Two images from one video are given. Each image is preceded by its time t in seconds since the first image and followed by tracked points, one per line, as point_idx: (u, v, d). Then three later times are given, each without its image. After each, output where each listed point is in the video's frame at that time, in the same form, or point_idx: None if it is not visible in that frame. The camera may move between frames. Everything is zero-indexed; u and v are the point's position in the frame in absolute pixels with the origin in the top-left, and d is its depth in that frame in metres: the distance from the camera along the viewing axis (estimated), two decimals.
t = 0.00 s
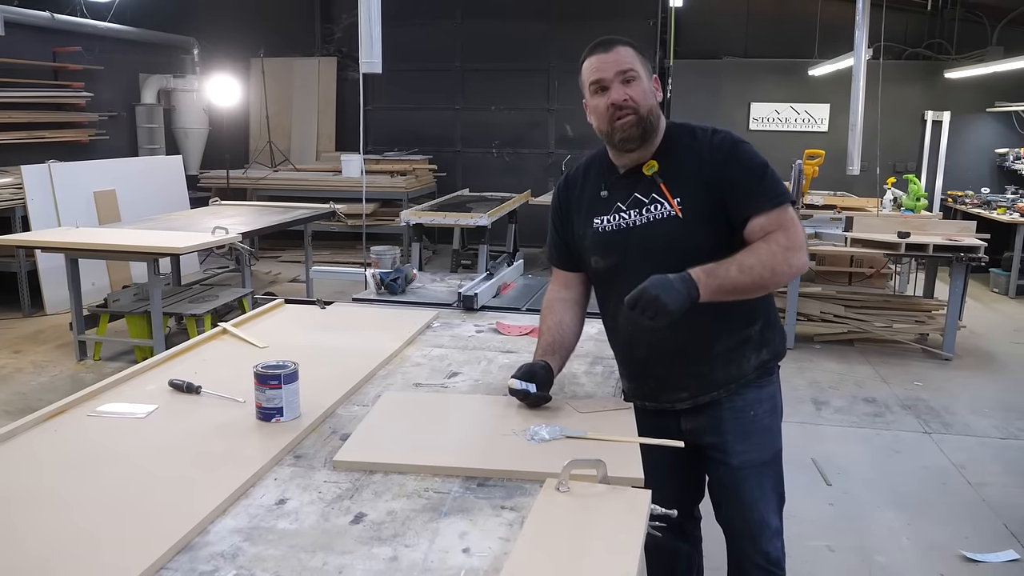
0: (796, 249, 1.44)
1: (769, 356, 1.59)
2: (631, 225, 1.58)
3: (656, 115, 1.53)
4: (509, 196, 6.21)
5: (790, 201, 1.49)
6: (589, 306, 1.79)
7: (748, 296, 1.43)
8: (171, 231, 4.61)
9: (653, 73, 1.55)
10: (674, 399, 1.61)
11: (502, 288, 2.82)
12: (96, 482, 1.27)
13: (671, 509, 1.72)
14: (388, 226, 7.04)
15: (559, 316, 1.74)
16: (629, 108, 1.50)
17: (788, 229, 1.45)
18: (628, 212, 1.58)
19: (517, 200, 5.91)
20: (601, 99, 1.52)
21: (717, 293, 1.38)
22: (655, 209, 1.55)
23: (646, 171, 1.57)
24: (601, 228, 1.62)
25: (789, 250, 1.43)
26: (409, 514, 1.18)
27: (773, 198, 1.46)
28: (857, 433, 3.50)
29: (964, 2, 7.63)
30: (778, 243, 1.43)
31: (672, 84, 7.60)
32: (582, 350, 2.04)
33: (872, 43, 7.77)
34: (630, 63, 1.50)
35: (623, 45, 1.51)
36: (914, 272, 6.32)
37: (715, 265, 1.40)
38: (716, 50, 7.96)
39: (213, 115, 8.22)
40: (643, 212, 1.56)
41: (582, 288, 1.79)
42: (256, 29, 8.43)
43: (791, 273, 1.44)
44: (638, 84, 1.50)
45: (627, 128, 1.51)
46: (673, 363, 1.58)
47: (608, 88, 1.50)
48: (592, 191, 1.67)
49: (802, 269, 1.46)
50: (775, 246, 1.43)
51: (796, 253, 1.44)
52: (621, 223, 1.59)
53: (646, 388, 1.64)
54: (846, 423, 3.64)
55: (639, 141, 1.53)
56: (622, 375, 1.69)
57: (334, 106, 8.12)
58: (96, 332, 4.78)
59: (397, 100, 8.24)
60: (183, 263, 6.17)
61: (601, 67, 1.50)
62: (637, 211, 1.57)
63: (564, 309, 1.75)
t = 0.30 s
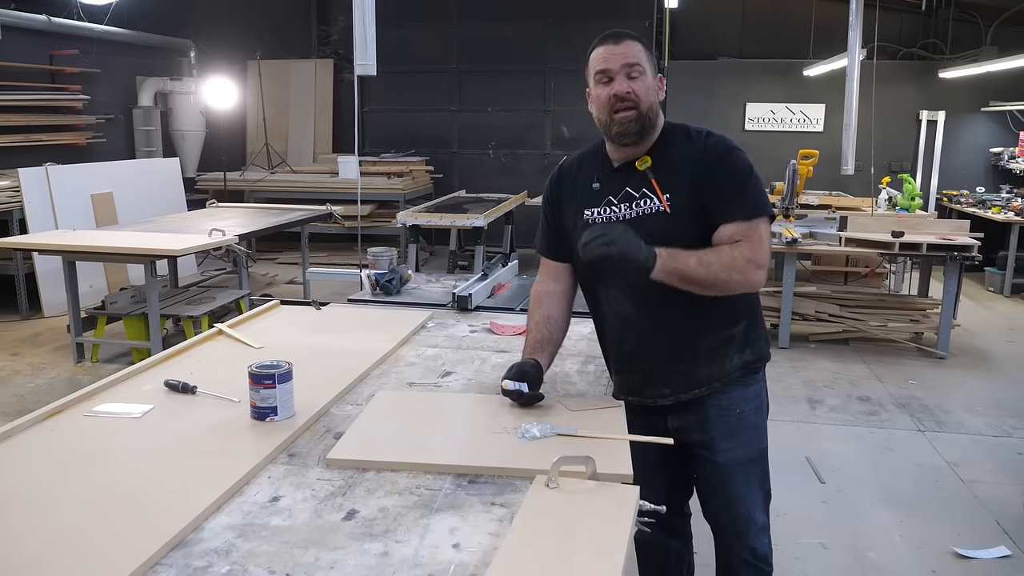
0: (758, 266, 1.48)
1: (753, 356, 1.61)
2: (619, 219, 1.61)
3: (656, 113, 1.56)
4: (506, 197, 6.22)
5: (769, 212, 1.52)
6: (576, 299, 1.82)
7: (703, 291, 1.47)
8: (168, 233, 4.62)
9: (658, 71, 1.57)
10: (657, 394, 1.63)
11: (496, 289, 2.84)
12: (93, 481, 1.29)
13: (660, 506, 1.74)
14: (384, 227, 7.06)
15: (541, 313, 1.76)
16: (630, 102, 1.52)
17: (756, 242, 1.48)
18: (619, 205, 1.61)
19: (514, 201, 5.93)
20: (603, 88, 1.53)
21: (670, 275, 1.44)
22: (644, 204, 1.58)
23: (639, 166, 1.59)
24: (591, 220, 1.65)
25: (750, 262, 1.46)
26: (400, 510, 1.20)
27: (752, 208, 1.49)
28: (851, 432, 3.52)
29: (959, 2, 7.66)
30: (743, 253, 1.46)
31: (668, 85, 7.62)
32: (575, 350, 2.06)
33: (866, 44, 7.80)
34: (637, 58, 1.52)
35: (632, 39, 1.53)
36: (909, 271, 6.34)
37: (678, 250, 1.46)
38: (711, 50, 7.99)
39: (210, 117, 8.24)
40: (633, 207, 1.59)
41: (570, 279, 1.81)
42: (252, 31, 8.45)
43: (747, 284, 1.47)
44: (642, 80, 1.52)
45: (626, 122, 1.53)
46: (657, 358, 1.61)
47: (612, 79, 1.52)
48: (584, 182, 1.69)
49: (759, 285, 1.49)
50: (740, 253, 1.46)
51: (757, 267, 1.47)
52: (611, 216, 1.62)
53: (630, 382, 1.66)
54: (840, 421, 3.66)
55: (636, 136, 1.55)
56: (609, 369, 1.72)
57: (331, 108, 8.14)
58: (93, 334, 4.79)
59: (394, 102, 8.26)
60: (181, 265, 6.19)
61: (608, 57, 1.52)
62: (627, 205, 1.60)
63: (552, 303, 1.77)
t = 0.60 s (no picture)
0: (754, 257, 1.50)
1: (738, 349, 1.64)
2: (601, 219, 1.64)
3: (636, 118, 1.58)
4: (502, 198, 6.24)
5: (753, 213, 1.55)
6: (562, 298, 1.84)
7: (706, 251, 1.46)
8: (164, 235, 4.63)
9: (638, 74, 1.58)
10: (643, 386, 1.67)
11: (490, 289, 2.86)
12: (86, 480, 1.30)
13: (650, 501, 1.76)
14: (381, 228, 7.08)
15: (524, 314, 1.78)
16: (611, 108, 1.54)
17: (755, 234, 1.52)
18: (599, 207, 1.64)
19: (510, 202, 5.95)
20: (584, 94, 1.55)
21: (691, 216, 1.43)
22: (623, 206, 1.61)
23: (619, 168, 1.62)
24: (572, 220, 1.67)
25: (752, 247, 1.49)
26: (389, 507, 1.22)
27: (736, 209, 1.52)
28: (845, 431, 3.54)
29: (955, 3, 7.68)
30: (748, 236, 1.49)
31: (664, 87, 7.64)
32: (567, 349, 2.08)
33: (862, 44, 7.82)
34: (618, 63, 1.53)
35: (613, 44, 1.54)
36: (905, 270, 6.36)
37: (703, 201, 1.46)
38: (708, 51, 8.00)
39: (208, 119, 8.26)
40: (612, 208, 1.62)
41: (555, 279, 1.83)
42: (249, 33, 8.47)
43: (742, 270, 1.49)
44: (622, 84, 1.54)
45: (606, 127, 1.55)
46: (642, 352, 1.65)
47: (592, 84, 1.54)
48: (564, 182, 1.71)
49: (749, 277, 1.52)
50: (747, 234, 1.49)
51: (754, 258, 1.50)
52: (591, 217, 1.65)
53: (617, 376, 1.71)
54: (835, 420, 3.67)
55: (617, 140, 1.57)
56: (596, 364, 1.76)
57: (329, 110, 8.16)
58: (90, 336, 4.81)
59: (391, 103, 8.27)
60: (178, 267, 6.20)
61: (589, 62, 1.53)
62: (607, 207, 1.63)
63: (538, 302, 1.80)
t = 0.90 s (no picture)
0: (740, 269, 1.52)
1: (732, 349, 1.65)
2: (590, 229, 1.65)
3: (616, 126, 1.58)
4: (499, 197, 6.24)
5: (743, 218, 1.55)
6: (557, 301, 1.85)
7: (687, 294, 1.51)
8: (161, 234, 4.63)
9: (614, 80, 1.58)
10: (638, 390, 1.68)
11: (485, 287, 2.86)
12: (78, 476, 1.31)
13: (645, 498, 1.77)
14: (379, 227, 7.08)
15: (522, 313, 1.79)
16: (589, 121, 1.55)
17: (739, 248, 1.53)
18: (588, 216, 1.65)
19: (507, 200, 5.95)
20: (562, 110, 1.56)
21: (664, 278, 1.46)
22: (612, 215, 1.62)
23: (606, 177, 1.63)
24: (562, 228, 1.69)
25: (736, 267, 1.51)
26: (380, 503, 1.22)
27: (726, 217, 1.52)
28: (841, 428, 3.55)
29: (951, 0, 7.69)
30: (730, 257, 1.50)
31: (661, 85, 7.64)
32: (561, 346, 2.08)
33: (859, 42, 7.83)
34: (591, 74, 1.53)
35: (585, 54, 1.54)
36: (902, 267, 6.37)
37: (673, 254, 1.47)
38: (706, 49, 8.01)
39: (206, 118, 8.25)
40: (601, 217, 1.63)
41: (549, 281, 1.85)
42: (247, 32, 8.48)
43: (730, 288, 1.52)
44: (598, 96, 1.54)
45: (587, 142, 1.56)
46: (636, 357, 1.65)
47: (568, 100, 1.55)
48: (553, 191, 1.73)
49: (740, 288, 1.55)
50: (728, 259, 1.50)
51: (740, 273, 1.52)
52: (581, 225, 1.66)
53: (613, 380, 1.71)
54: (831, 417, 3.68)
55: (598, 152, 1.58)
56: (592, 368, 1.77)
57: (326, 109, 8.16)
58: (87, 334, 4.81)
59: (389, 102, 8.28)
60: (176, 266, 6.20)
61: (561, 77, 1.54)
62: (596, 216, 1.64)
63: (535, 303, 1.81)
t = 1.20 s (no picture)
0: (729, 270, 1.53)
1: (723, 345, 1.65)
2: (582, 226, 1.64)
3: (606, 124, 1.58)
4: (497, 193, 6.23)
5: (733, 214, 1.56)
6: (550, 298, 1.85)
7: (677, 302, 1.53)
8: (158, 232, 4.62)
9: (602, 77, 1.58)
10: (631, 387, 1.68)
11: (480, 283, 2.86)
12: (71, 473, 1.30)
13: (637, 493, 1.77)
14: (376, 224, 7.07)
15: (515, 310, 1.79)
16: (578, 118, 1.54)
17: (726, 248, 1.53)
18: (579, 213, 1.64)
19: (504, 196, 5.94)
20: (549, 108, 1.56)
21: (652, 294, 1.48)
22: (603, 212, 1.61)
23: (597, 175, 1.61)
24: (553, 225, 1.68)
25: (723, 270, 1.52)
26: (371, 499, 1.22)
27: (717, 214, 1.53)
28: (837, 422, 3.55)
29: None
30: (717, 260, 1.51)
31: (659, 81, 7.63)
32: (555, 342, 2.08)
33: (856, 37, 7.82)
34: (579, 73, 1.52)
35: (573, 51, 1.53)
36: (899, 263, 6.38)
37: (658, 268, 1.49)
38: (703, 45, 8.00)
39: (202, 115, 8.23)
40: (593, 214, 1.63)
41: (541, 278, 1.86)
42: (243, 30, 8.46)
43: (719, 289, 1.54)
44: (586, 93, 1.53)
45: (575, 139, 1.55)
46: (629, 354, 1.65)
47: (556, 98, 1.54)
48: (544, 187, 1.72)
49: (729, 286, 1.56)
50: (715, 262, 1.51)
51: (727, 274, 1.53)
52: (572, 223, 1.65)
53: (605, 377, 1.72)
54: (827, 412, 3.69)
55: (588, 150, 1.58)
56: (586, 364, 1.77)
57: (323, 106, 8.15)
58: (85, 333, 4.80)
59: (385, 99, 8.27)
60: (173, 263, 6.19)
61: (549, 76, 1.53)
62: (588, 212, 1.63)
63: (528, 301, 1.81)
